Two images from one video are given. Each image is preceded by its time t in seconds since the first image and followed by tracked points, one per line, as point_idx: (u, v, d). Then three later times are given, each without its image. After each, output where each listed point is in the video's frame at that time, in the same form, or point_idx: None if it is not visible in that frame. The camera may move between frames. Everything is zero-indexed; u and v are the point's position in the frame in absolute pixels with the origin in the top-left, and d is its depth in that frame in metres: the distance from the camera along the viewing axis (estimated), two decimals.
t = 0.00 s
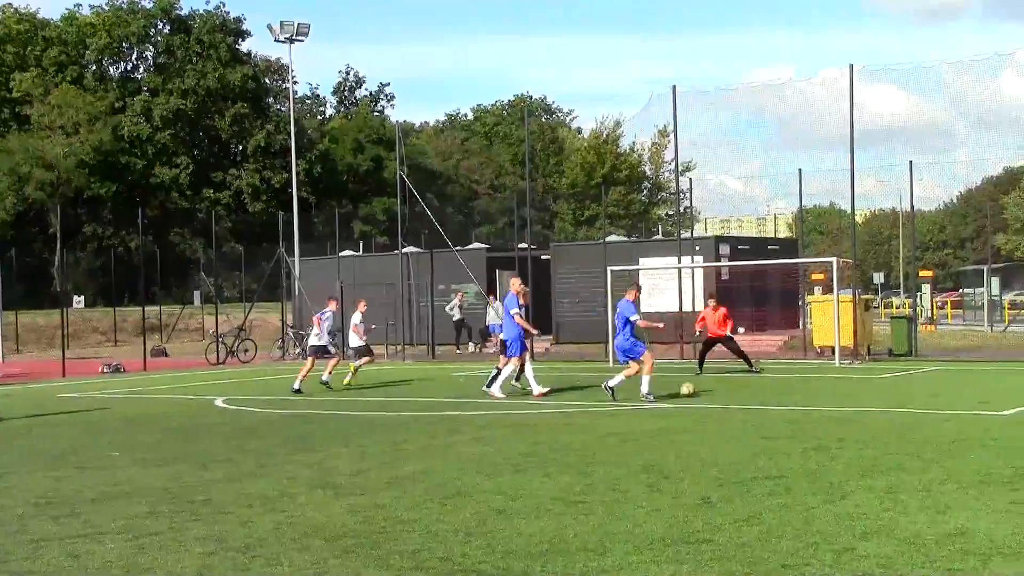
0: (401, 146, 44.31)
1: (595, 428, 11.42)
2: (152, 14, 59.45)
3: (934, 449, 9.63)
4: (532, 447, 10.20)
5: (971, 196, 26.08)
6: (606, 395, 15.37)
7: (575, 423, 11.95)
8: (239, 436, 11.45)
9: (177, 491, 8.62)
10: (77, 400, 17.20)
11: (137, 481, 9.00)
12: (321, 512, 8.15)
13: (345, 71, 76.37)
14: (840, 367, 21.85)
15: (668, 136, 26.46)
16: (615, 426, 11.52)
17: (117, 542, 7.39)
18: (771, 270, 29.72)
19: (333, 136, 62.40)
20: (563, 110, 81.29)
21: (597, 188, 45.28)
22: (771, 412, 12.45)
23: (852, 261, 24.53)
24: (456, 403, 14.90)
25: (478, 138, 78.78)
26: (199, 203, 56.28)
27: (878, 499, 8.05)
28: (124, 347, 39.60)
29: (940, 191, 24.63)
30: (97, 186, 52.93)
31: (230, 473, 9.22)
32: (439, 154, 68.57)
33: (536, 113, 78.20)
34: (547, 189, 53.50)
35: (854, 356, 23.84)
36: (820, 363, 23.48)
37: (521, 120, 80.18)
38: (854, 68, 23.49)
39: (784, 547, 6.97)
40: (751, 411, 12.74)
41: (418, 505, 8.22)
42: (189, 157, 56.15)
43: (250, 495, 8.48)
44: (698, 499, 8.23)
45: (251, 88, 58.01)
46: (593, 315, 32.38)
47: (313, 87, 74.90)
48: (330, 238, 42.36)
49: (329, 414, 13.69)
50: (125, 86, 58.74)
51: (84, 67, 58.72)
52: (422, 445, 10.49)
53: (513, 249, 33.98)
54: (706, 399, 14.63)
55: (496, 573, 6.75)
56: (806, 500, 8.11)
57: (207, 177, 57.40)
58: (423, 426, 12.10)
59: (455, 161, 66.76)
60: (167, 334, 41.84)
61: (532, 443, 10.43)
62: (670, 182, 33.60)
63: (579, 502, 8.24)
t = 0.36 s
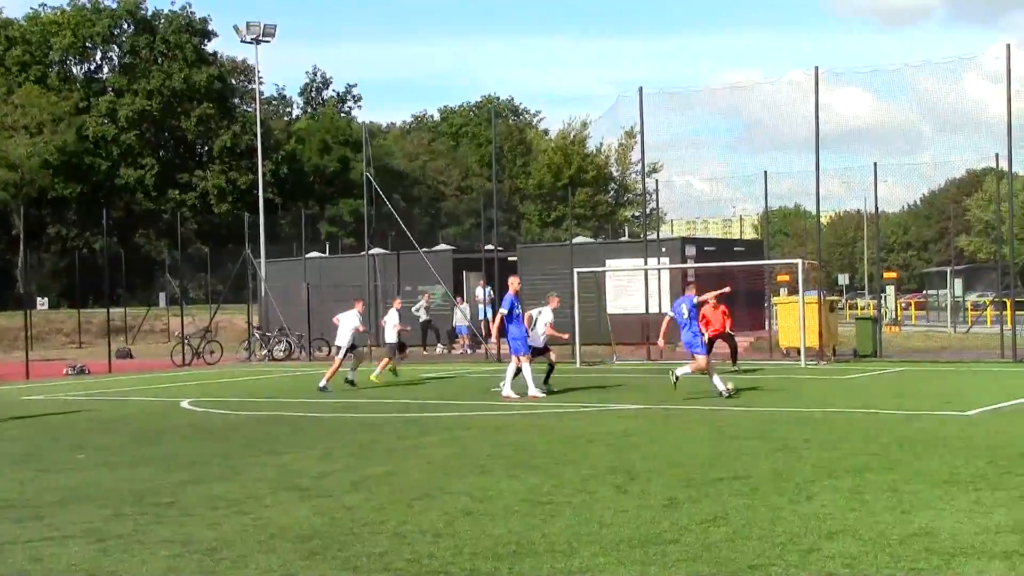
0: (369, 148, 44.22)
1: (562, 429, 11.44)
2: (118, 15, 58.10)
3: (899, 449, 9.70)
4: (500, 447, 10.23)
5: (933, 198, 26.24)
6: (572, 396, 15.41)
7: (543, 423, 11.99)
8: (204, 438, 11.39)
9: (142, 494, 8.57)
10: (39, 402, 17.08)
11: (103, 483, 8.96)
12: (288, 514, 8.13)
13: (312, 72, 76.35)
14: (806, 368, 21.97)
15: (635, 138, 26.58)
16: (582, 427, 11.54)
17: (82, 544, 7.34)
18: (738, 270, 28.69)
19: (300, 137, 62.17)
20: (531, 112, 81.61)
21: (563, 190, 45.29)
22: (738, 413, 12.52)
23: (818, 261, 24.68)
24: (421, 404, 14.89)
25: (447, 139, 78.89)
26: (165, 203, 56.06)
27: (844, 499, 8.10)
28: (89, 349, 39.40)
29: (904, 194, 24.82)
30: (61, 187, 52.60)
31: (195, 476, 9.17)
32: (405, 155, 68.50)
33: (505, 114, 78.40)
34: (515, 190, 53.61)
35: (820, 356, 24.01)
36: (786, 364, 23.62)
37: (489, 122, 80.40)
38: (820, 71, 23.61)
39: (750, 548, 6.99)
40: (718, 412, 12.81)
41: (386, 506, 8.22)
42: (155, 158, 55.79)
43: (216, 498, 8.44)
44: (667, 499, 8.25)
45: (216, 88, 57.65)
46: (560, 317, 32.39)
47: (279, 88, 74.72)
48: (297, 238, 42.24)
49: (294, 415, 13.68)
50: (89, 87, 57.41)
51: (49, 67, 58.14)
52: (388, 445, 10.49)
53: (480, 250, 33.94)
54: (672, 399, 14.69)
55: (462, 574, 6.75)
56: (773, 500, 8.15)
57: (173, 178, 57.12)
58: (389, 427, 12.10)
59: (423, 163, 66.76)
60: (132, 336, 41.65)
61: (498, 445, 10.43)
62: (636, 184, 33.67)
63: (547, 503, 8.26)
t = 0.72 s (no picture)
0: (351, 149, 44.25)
1: (545, 430, 11.46)
2: (98, 16, 57.87)
3: (878, 449, 9.71)
4: (478, 449, 10.25)
5: (909, 200, 26.27)
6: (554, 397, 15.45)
7: (521, 425, 12.00)
8: (185, 440, 11.39)
9: (124, 495, 8.58)
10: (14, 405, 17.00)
11: (82, 485, 8.95)
12: (269, 515, 8.12)
13: (292, 72, 76.55)
14: (786, 369, 21.96)
15: (616, 140, 26.52)
16: (563, 427, 11.56)
17: (62, 546, 7.33)
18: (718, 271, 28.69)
19: (281, 138, 62.19)
20: (513, 112, 81.94)
21: (546, 190, 45.28)
22: (718, 414, 12.54)
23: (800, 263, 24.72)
24: (395, 406, 14.87)
25: (431, 141, 79.09)
26: (146, 204, 56.11)
27: (825, 501, 8.10)
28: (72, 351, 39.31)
29: (884, 195, 24.85)
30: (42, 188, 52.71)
31: (176, 477, 9.18)
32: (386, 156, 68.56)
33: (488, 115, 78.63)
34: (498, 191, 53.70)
35: (802, 357, 24.07)
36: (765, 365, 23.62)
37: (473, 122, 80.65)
38: (799, 73, 23.64)
39: (732, 549, 6.98)
40: (698, 412, 12.83)
41: (368, 507, 8.22)
42: (136, 160, 55.79)
43: (198, 499, 8.44)
44: (648, 501, 8.25)
45: (197, 89, 57.63)
46: (542, 317, 32.32)
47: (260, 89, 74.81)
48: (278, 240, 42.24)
49: (271, 417, 13.67)
50: (70, 87, 57.72)
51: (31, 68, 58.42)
52: (366, 447, 10.49)
53: (462, 251, 33.91)
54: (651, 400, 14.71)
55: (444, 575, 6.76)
56: (754, 501, 8.14)
57: (154, 179, 57.17)
58: (369, 428, 12.11)
59: (405, 163, 66.98)
60: (114, 337, 41.59)
61: (480, 446, 10.44)
62: (615, 185, 33.64)
63: (528, 504, 8.26)
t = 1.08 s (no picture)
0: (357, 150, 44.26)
1: (552, 432, 11.46)
2: (105, 18, 57.82)
3: (886, 452, 9.69)
4: (487, 451, 10.24)
5: (919, 203, 26.26)
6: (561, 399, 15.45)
7: (529, 428, 12.00)
8: (193, 442, 11.40)
9: (132, 497, 8.58)
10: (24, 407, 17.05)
11: (89, 487, 8.95)
12: (276, 517, 8.12)
13: (300, 75, 76.60)
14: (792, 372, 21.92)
15: (623, 142, 26.58)
16: (571, 430, 11.56)
17: (71, 547, 7.34)
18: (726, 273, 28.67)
19: (289, 141, 62.26)
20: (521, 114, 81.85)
21: (553, 191, 45.31)
22: (726, 417, 12.52)
23: (806, 265, 24.71)
24: (403, 409, 14.86)
25: (438, 142, 79.09)
26: (153, 207, 56.09)
27: (834, 503, 8.09)
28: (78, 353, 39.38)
29: (892, 196, 24.78)
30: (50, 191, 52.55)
31: (183, 479, 9.19)
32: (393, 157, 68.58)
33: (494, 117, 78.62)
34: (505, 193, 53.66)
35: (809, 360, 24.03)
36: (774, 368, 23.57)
37: (480, 124, 80.67)
38: (806, 74, 23.61)
39: (741, 551, 6.95)
40: (706, 415, 12.80)
41: (375, 509, 8.22)
42: (143, 162, 55.92)
43: (206, 501, 8.45)
44: (655, 503, 8.23)
45: (205, 91, 57.62)
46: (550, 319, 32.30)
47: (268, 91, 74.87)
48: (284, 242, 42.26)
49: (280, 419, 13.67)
50: (78, 90, 57.50)
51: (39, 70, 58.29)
52: (374, 449, 10.49)
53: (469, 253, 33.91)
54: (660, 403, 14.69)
55: None
56: (762, 504, 8.13)
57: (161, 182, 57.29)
58: (376, 430, 12.10)
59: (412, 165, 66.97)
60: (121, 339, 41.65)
61: (487, 449, 10.44)
62: (622, 187, 33.61)
63: (536, 506, 8.25)
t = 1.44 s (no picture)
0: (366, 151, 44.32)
1: (562, 433, 11.46)
2: (113, 19, 58.11)
3: (898, 453, 9.69)
4: (498, 451, 10.26)
5: (929, 204, 26.28)
6: (574, 400, 15.42)
7: (541, 429, 12.02)
8: (204, 443, 11.43)
9: (142, 498, 8.58)
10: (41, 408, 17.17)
11: (98, 488, 8.97)
12: (286, 518, 8.13)
13: (309, 77, 76.71)
14: (802, 373, 21.93)
15: (633, 143, 26.58)
16: (582, 431, 11.56)
17: (82, 547, 7.35)
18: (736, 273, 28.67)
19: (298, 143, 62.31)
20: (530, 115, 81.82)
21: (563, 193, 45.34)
22: (738, 417, 12.53)
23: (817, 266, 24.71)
24: (416, 410, 14.86)
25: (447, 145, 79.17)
26: (164, 208, 55.88)
27: (844, 505, 8.08)
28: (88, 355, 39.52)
29: (902, 197, 24.81)
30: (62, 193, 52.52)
31: (194, 480, 9.19)
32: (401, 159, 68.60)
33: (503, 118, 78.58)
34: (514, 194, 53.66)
35: (819, 361, 23.97)
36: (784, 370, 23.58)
37: (490, 126, 80.71)
38: (817, 74, 23.65)
39: (751, 552, 6.94)
40: (717, 416, 12.81)
41: (385, 510, 8.23)
42: (154, 163, 55.78)
43: (216, 502, 8.45)
44: (665, 504, 8.23)
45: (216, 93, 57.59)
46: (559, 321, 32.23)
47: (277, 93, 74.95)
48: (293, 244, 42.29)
49: (290, 420, 13.69)
50: (88, 91, 57.84)
51: (49, 72, 58.26)
52: (384, 450, 10.49)
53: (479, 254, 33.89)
54: (672, 404, 14.69)
55: None
56: (773, 504, 8.13)
57: (172, 183, 57.44)
58: (387, 432, 12.11)
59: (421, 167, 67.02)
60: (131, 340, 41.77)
61: (498, 450, 10.45)
62: (632, 187, 33.64)
63: (546, 507, 8.25)
